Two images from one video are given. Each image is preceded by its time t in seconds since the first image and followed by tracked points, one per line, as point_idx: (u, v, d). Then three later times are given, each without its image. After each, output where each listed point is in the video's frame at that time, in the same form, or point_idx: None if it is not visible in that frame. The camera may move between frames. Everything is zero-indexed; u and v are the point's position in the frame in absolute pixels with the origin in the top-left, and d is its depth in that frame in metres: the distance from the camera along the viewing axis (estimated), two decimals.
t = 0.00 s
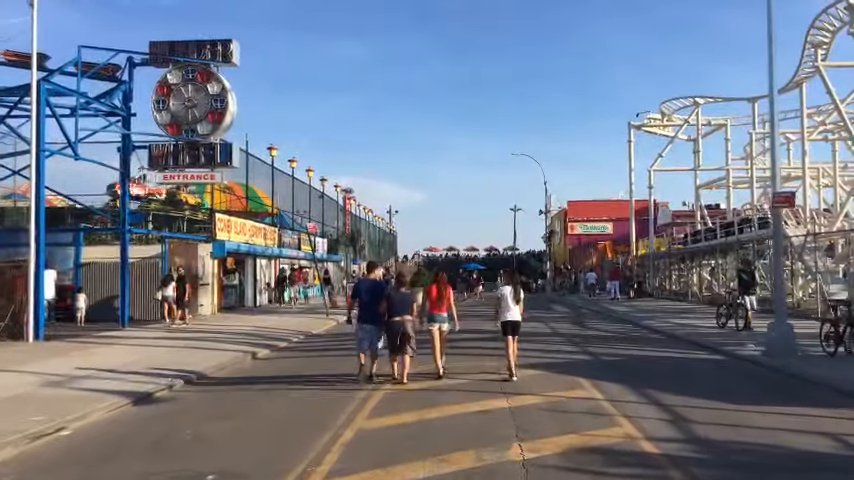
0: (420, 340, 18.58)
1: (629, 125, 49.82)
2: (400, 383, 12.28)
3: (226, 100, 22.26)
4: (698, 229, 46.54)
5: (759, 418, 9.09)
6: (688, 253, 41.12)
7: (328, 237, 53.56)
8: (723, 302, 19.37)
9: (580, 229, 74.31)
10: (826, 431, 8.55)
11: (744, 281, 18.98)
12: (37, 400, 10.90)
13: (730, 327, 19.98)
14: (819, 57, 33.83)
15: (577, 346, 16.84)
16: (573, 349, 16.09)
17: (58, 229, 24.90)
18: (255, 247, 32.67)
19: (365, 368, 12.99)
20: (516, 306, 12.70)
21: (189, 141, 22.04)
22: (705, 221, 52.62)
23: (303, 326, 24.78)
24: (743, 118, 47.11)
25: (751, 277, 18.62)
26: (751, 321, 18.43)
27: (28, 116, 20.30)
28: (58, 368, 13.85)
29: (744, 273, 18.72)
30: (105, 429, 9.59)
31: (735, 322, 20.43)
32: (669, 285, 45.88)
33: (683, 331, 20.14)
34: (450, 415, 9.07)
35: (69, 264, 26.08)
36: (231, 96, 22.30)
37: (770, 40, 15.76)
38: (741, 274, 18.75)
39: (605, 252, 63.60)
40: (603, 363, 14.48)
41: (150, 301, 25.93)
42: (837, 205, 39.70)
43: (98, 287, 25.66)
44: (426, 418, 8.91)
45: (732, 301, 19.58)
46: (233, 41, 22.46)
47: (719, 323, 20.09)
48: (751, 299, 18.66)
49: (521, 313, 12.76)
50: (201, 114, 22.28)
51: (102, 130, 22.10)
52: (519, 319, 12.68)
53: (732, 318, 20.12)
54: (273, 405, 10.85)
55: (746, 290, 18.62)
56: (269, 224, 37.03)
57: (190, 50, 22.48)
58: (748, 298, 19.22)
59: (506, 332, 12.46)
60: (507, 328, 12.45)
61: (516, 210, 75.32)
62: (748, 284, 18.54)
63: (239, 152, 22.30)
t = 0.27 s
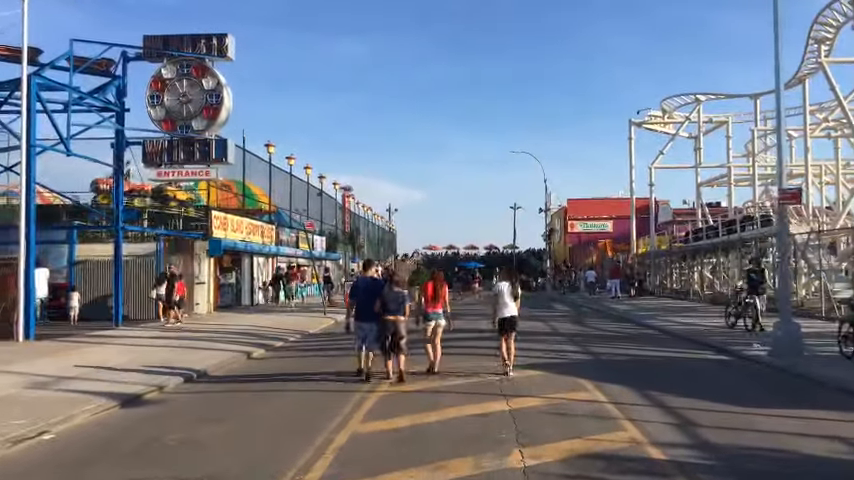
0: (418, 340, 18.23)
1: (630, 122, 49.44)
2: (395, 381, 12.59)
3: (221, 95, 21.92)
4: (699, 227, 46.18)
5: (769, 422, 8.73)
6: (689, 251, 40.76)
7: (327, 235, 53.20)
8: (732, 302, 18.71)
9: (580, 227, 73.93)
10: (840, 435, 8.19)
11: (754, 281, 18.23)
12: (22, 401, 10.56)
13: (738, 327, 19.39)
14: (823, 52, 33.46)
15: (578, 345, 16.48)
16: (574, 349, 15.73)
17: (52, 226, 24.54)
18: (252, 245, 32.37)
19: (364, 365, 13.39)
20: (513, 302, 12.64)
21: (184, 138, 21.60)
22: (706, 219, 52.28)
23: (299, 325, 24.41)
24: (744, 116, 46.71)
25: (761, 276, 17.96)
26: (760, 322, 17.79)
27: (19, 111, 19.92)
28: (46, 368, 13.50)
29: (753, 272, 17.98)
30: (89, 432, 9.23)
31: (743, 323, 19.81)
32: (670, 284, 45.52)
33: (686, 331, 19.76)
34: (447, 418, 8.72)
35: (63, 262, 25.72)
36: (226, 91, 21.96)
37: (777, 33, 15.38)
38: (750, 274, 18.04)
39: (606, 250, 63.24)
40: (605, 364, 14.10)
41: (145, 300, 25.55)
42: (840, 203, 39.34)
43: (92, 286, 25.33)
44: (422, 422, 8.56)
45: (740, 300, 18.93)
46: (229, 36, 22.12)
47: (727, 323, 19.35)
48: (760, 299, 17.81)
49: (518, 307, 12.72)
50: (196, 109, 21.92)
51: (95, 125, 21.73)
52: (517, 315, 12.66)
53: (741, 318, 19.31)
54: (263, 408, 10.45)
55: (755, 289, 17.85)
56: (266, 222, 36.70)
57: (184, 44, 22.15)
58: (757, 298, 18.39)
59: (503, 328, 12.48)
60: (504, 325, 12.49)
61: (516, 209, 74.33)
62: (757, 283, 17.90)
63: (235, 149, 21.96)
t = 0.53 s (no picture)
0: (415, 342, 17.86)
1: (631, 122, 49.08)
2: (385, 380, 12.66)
3: (215, 93, 21.55)
4: (700, 227, 45.80)
5: (778, 428, 8.38)
6: (690, 252, 40.38)
7: (325, 235, 52.83)
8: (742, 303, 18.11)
9: (580, 228, 73.54)
10: None
11: (764, 281, 17.67)
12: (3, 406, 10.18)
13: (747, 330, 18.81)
14: (825, 51, 33.11)
15: (579, 347, 16.12)
16: (574, 351, 15.37)
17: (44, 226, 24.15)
18: (248, 245, 32.05)
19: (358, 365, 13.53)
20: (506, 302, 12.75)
21: (177, 135, 21.32)
22: (707, 220, 51.91)
23: (294, 326, 24.03)
24: (746, 115, 46.33)
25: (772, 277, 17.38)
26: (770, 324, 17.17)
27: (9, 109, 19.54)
28: (32, 372, 13.13)
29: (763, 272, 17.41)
30: (70, 439, 8.85)
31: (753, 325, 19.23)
32: (671, 285, 45.13)
33: (688, 332, 19.38)
34: (443, 424, 8.35)
35: (56, 263, 25.33)
36: (220, 89, 21.60)
37: (782, 27, 14.99)
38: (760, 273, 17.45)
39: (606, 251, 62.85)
40: (607, 367, 13.74)
41: (139, 301, 25.13)
42: (842, 204, 38.95)
43: (85, 286, 24.93)
44: (416, 428, 8.19)
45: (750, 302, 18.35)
46: (223, 32, 21.78)
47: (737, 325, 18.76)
48: (773, 299, 17.19)
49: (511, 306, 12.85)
50: (190, 107, 21.56)
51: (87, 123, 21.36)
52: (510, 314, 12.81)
53: (752, 320, 18.69)
54: (253, 413, 10.07)
55: (767, 290, 17.24)
56: (263, 222, 36.37)
57: (178, 41, 21.69)
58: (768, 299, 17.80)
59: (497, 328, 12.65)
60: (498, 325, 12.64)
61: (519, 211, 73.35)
62: (767, 284, 17.32)
63: (229, 148, 21.61)
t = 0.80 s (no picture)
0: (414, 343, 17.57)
1: (632, 120, 48.78)
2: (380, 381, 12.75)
3: (212, 90, 21.23)
4: (701, 226, 45.50)
5: (789, 436, 8.09)
6: (692, 251, 40.08)
7: (324, 235, 52.55)
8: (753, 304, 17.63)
9: (580, 227, 73.23)
10: None
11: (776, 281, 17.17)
12: None
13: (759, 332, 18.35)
14: (829, 48, 32.78)
15: (581, 348, 15.82)
16: (577, 353, 15.07)
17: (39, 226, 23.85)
18: (246, 244, 31.77)
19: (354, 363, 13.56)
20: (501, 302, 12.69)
21: (173, 133, 20.88)
22: (708, 219, 51.61)
23: (292, 327, 23.74)
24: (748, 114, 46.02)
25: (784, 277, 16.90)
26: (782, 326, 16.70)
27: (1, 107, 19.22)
28: (22, 374, 12.83)
29: (774, 272, 16.90)
30: (56, 445, 8.56)
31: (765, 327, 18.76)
32: (672, 284, 44.84)
33: (692, 333, 19.07)
34: (442, 431, 8.06)
35: (50, 262, 25.00)
36: (217, 86, 21.28)
37: (790, 22, 14.69)
38: (770, 273, 16.98)
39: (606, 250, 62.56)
40: (610, 370, 13.44)
41: (135, 301, 24.75)
42: (845, 203, 38.65)
43: (81, 286, 24.59)
44: (414, 435, 7.89)
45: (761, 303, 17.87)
46: (220, 29, 21.46)
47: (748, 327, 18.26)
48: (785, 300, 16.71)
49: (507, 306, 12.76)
50: (186, 104, 21.25)
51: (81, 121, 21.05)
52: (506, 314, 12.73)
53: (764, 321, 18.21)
54: (246, 418, 9.77)
55: (777, 291, 16.75)
56: (261, 221, 36.09)
57: (175, 38, 21.24)
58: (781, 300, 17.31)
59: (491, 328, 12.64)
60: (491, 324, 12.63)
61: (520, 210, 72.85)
62: (779, 285, 16.83)
63: (226, 145, 21.29)
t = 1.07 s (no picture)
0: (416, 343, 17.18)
1: (636, 119, 48.38)
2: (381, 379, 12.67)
3: (210, 86, 20.86)
4: (706, 226, 45.06)
5: (810, 440, 7.70)
6: (697, 251, 39.61)
7: (326, 235, 52.19)
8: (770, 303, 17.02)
9: (584, 227, 72.78)
10: None
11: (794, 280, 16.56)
12: None
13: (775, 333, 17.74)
14: (836, 45, 32.35)
15: (587, 349, 15.42)
16: (584, 353, 14.64)
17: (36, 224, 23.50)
18: (246, 243, 31.40)
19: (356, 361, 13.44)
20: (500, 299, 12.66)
21: (171, 130, 20.59)
22: (713, 219, 51.17)
23: (293, 327, 23.32)
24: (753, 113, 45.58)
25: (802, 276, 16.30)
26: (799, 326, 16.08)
27: None
28: (12, 375, 12.48)
29: (791, 271, 16.27)
30: (40, 449, 8.19)
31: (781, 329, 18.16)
32: (677, 284, 44.39)
33: (701, 334, 18.63)
34: (445, 434, 7.67)
35: (47, 262, 24.65)
36: (215, 82, 20.91)
37: (803, 12, 14.27)
38: (788, 272, 16.38)
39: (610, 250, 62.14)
40: (619, 371, 13.01)
41: (133, 301, 24.35)
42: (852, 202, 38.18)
43: (78, 286, 24.16)
44: (415, 438, 7.51)
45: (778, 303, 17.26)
46: (219, 24, 21.13)
47: (764, 329, 17.64)
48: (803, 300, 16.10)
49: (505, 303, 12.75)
50: (184, 100, 20.88)
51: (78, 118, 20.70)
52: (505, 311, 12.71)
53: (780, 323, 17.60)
54: (241, 420, 9.36)
55: (795, 290, 16.15)
56: (262, 221, 35.74)
57: (172, 31, 21.10)
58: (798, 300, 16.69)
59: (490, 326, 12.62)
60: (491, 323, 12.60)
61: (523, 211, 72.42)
62: (797, 284, 16.23)
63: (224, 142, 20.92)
